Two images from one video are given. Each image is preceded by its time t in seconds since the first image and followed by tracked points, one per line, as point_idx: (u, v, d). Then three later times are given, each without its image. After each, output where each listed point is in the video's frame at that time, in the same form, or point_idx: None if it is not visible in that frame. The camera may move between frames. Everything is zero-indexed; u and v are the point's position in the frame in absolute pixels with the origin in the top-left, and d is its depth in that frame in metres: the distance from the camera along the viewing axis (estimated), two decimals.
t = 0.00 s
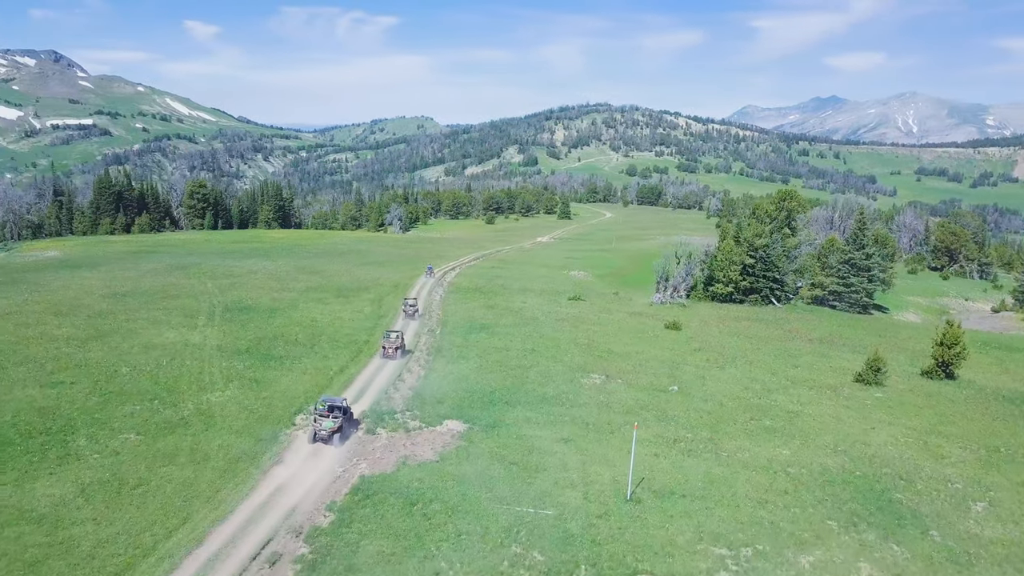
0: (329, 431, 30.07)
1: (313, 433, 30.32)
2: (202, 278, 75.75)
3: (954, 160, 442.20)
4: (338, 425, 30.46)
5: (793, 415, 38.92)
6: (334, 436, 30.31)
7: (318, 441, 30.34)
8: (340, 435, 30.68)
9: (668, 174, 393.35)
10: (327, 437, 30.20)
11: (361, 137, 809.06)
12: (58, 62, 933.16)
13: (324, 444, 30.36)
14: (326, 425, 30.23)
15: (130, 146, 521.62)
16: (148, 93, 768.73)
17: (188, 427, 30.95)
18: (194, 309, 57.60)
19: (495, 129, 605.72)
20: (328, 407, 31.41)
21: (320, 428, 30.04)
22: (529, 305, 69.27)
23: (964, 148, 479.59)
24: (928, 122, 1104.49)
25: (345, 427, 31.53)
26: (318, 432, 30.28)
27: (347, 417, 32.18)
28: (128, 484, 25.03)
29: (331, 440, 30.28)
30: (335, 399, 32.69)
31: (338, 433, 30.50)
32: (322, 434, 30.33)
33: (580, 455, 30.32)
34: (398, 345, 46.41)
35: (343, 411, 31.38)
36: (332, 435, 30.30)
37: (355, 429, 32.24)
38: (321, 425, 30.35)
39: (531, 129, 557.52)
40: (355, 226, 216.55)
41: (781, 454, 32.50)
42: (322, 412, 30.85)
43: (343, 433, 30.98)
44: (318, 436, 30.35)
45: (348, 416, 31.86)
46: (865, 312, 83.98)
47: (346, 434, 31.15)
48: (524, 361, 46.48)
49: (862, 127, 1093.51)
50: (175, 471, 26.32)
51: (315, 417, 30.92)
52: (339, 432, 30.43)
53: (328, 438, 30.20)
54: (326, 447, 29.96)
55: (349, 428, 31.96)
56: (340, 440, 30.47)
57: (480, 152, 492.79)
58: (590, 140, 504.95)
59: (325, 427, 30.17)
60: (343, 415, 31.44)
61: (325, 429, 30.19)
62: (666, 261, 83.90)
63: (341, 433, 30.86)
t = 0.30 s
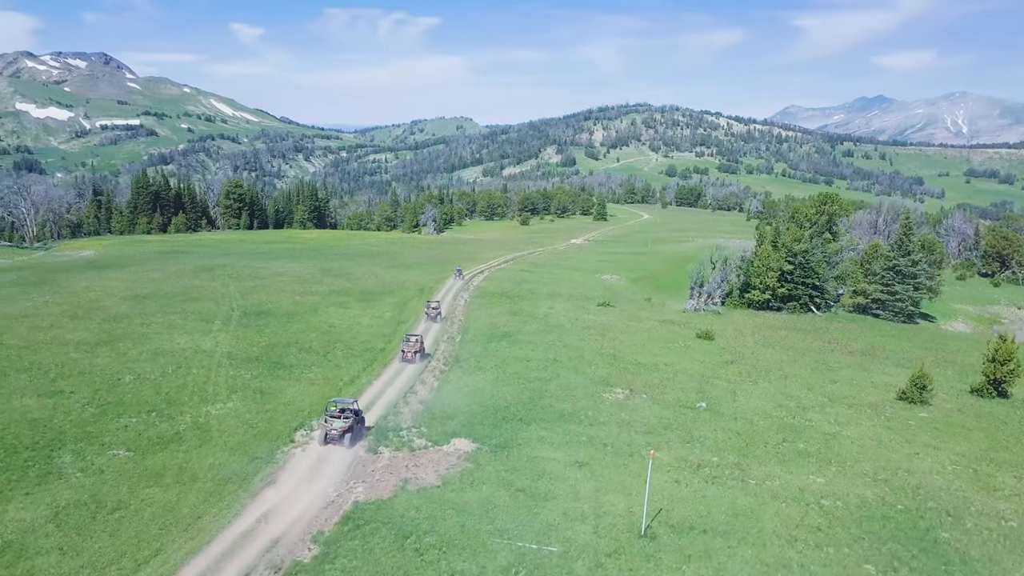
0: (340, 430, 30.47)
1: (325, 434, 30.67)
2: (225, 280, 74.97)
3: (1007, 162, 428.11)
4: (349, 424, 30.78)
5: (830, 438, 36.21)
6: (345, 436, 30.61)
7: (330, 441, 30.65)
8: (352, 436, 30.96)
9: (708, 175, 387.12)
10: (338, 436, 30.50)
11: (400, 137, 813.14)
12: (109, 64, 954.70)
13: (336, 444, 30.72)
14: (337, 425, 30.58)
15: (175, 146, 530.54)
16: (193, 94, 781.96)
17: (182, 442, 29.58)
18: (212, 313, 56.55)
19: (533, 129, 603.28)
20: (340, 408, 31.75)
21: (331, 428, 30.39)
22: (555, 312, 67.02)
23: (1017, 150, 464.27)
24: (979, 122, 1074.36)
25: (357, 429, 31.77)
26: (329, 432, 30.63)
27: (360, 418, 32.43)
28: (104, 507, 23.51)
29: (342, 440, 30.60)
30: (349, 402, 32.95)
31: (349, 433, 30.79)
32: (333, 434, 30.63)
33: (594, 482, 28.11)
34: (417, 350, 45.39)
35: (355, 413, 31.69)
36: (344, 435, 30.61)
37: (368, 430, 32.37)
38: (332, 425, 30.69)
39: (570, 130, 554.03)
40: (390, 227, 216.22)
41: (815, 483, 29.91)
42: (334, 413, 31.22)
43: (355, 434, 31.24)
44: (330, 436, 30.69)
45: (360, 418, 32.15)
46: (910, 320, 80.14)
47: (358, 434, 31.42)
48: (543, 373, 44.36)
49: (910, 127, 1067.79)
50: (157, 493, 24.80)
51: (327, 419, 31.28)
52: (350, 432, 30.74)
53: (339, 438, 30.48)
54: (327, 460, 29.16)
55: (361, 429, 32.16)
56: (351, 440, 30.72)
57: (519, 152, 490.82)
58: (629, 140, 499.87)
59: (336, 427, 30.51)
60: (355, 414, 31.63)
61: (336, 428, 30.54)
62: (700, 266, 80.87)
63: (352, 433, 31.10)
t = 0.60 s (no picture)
0: (350, 432, 30.11)
1: (334, 436, 30.32)
2: (248, 282, 74.06)
3: None
4: (359, 427, 30.40)
5: (867, 463, 33.52)
6: (355, 438, 30.19)
7: (339, 445, 30.24)
8: (362, 439, 30.50)
9: (749, 176, 380.43)
10: (348, 439, 30.14)
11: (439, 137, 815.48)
12: (155, 66, 973.26)
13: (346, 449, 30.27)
14: (347, 427, 30.26)
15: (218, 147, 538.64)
16: (236, 95, 793.22)
17: (170, 459, 28.08)
18: (227, 316, 55.43)
19: (572, 129, 599.96)
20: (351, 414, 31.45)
21: (341, 429, 30.09)
22: (581, 318, 64.84)
23: None
24: None
25: (367, 435, 31.31)
26: (339, 435, 30.29)
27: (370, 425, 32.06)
28: (74, 533, 22.06)
29: (352, 443, 30.18)
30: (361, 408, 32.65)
31: (358, 436, 30.34)
32: (343, 437, 30.29)
33: (603, 513, 25.91)
34: (436, 354, 44.56)
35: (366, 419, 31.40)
36: (353, 438, 30.19)
37: (379, 437, 31.89)
38: (342, 427, 30.39)
39: (609, 130, 549.26)
40: (424, 227, 215.48)
41: (849, 517, 27.36)
42: (344, 417, 30.92)
43: (365, 438, 30.82)
44: (340, 440, 30.31)
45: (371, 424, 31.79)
46: (959, 331, 76.11)
47: (368, 439, 30.99)
48: (561, 385, 42.20)
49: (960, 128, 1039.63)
50: (133, 518, 23.19)
51: (337, 423, 30.98)
52: (360, 435, 30.34)
53: (349, 441, 30.09)
54: (325, 475, 27.83)
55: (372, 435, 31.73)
56: (361, 444, 30.29)
57: (557, 153, 488.39)
58: (668, 141, 494.33)
59: (346, 429, 30.16)
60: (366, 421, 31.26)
61: (346, 430, 30.20)
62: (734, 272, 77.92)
63: (362, 438, 30.66)
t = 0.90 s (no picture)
0: (357, 444, 29.49)
1: (341, 447, 29.75)
2: (268, 285, 73.00)
3: None
4: (366, 438, 29.80)
5: (904, 493, 30.90)
6: (362, 449, 29.62)
7: (347, 456, 29.68)
8: (370, 450, 29.89)
9: (788, 177, 373.29)
10: (355, 450, 29.55)
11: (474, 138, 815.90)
12: (197, 67, 989.48)
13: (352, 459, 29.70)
14: (354, 438, 29.64)
15: (257, 147, 544.48)
16: (276, 95, 802.27)
17: (152, 479, 26.63)
18: (240, 321, 54.25)
19: (608, 130, 595.39)
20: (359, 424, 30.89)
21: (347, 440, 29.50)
22: (604, 326, 62.58)
23: None
24: None
25: (376, 444, 30.75)
26: (346, 445, 29.71)
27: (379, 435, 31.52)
28: (32, 564, 20.56)
29: (359, 454, 29.57)
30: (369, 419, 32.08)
31: (366, 447, 29.71)
32: (350, 448, 29.72)
33: (609, 548, 23.77)
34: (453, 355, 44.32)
35: (374, 428, 30.82)
36: (360, 449, 29.60)
37: (388, 446, 31.40)
38: (349, 438, 29.80)
39: (645, 130, 543.93)
40: (455, 228, 214.38)
41: (884, 557, 24.88)
42: (352, 428, 30.34)
43: (373, 448, 30.21)
44: (346, 450, 29.75)
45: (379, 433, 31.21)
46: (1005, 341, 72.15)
47: (377, 449, 30.34)
48: (577, 399, 40.07)
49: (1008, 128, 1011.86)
50: (98, 546, 21.68)
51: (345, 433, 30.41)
52: (368, 446, 29.72)
53: (356, 452, 29.50)
54: (318, 493, 26.34)
55: (381, 445, 31.22)
56: (369, 454, 29.73)
57: (592, 153, 484.79)
58: (705, 141, 487.92)
59: (352, 440, 29.56)
60: (374, 430, 30.71)
61: (353, 442, 29.59)
62: (767, 278, 75.09)
63: (370, 449, 30.05)
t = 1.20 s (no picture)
0: (359, 453, 29.14)
1: (343, 457, 29.34)
2: (279, 288, 71.72)
3: None
4: (369, 447, 29.42)
5: (936, 526, 28.31)
6: (365, 458, 29.25)
7: (349, 465, 29.31)
8: (372, 459, 29.51)
9: (820, 178, 366.71)
10: (357, 459, 29.17)
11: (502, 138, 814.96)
12: (231, 68, 1001.21)
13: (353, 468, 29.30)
14: (356, 447, 29.27)
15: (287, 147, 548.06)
16: (306, 96, 807.86)
17: (122, 501, 24.98)
18: (245, 327, 52.88)
19: (637, 130, 590.37)
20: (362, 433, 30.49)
21: (350, 449, 29.12)
22: (621, 334, 60.34)
23: None
24: None
25: (378, 453, 30.36)
26: (349, 455, 29.34)
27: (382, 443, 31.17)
28: None
29: (360, 462, 29.18)
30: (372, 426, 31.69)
31: (368, 456, 29.34)
32: (351, 457, 29.30)
33: None
34: (463, 360, 44.36)
35: (376, 437, 30.37)
36: (363, 458, 29.24)
37: (390, 455, 30.94)
38: (352, 447, 29.41)
39: (675, 131, 538.46)
40: (480, 229, 212.89)
41: None
42: (354, 436, 29.95)
43: (375, 457, 29.81)
44: (348, 459, 29.37)
45: (382, 443, 30.83)
46: None
47: (379, 459, 30.03)
48: (586, 415, 37.94)
49: None
50: None
51: (347, 442, 30.05)
52: (370, 455, 29.35)
53: (358, 461, 29.12)
54: (307, 508, 25.35)
55: (384, 453, 30.81)
56: (371, 464, 29.37)
57: (621, 154, 480.92)
58: (736, 142, 481.63)
59: (355, 450, 29.19)
60: (375, 439, 30.37)
61: (356, 451, 29.22)
62: (792, 284, 72.42)
63: (372, 457, 29.69)
